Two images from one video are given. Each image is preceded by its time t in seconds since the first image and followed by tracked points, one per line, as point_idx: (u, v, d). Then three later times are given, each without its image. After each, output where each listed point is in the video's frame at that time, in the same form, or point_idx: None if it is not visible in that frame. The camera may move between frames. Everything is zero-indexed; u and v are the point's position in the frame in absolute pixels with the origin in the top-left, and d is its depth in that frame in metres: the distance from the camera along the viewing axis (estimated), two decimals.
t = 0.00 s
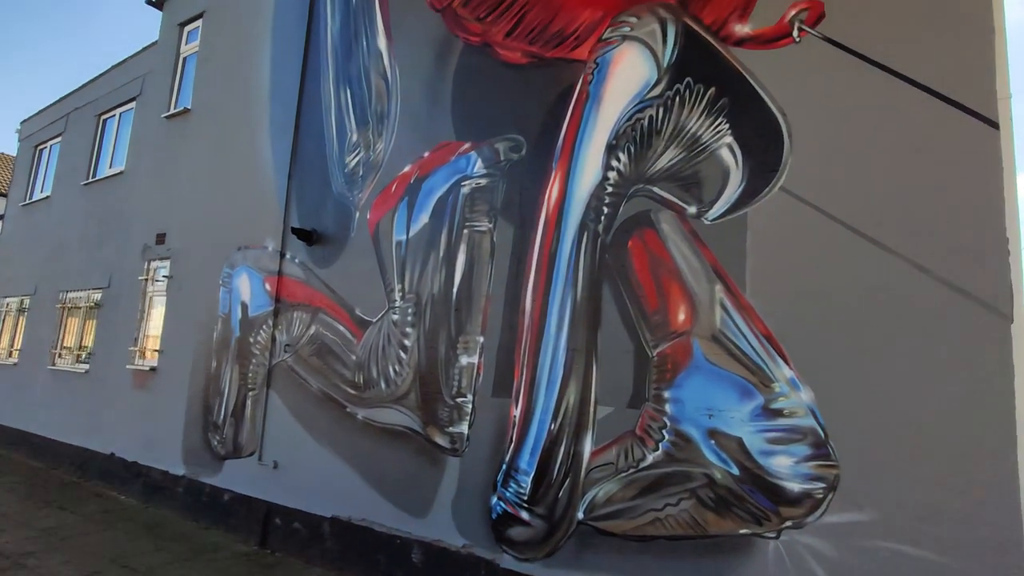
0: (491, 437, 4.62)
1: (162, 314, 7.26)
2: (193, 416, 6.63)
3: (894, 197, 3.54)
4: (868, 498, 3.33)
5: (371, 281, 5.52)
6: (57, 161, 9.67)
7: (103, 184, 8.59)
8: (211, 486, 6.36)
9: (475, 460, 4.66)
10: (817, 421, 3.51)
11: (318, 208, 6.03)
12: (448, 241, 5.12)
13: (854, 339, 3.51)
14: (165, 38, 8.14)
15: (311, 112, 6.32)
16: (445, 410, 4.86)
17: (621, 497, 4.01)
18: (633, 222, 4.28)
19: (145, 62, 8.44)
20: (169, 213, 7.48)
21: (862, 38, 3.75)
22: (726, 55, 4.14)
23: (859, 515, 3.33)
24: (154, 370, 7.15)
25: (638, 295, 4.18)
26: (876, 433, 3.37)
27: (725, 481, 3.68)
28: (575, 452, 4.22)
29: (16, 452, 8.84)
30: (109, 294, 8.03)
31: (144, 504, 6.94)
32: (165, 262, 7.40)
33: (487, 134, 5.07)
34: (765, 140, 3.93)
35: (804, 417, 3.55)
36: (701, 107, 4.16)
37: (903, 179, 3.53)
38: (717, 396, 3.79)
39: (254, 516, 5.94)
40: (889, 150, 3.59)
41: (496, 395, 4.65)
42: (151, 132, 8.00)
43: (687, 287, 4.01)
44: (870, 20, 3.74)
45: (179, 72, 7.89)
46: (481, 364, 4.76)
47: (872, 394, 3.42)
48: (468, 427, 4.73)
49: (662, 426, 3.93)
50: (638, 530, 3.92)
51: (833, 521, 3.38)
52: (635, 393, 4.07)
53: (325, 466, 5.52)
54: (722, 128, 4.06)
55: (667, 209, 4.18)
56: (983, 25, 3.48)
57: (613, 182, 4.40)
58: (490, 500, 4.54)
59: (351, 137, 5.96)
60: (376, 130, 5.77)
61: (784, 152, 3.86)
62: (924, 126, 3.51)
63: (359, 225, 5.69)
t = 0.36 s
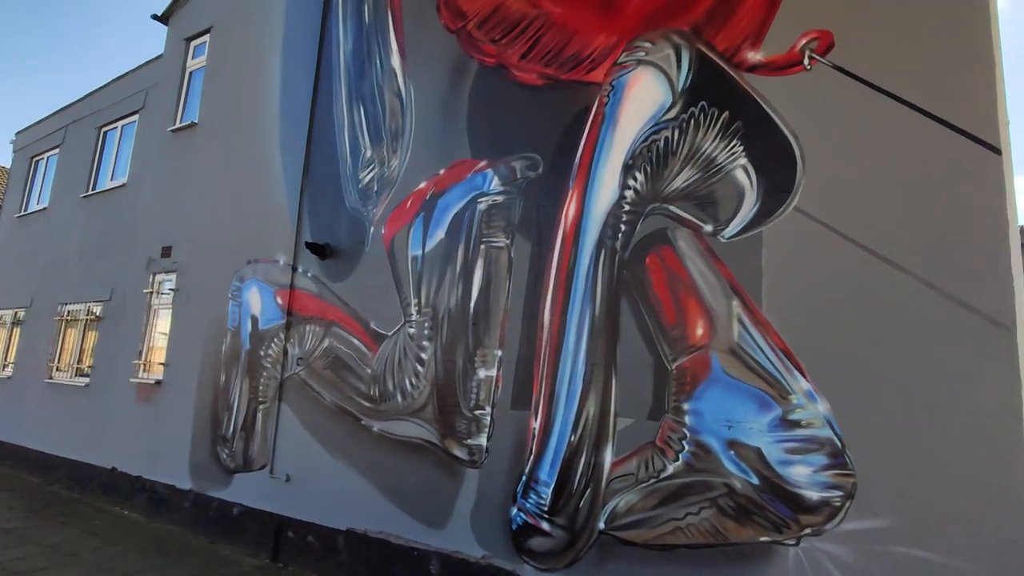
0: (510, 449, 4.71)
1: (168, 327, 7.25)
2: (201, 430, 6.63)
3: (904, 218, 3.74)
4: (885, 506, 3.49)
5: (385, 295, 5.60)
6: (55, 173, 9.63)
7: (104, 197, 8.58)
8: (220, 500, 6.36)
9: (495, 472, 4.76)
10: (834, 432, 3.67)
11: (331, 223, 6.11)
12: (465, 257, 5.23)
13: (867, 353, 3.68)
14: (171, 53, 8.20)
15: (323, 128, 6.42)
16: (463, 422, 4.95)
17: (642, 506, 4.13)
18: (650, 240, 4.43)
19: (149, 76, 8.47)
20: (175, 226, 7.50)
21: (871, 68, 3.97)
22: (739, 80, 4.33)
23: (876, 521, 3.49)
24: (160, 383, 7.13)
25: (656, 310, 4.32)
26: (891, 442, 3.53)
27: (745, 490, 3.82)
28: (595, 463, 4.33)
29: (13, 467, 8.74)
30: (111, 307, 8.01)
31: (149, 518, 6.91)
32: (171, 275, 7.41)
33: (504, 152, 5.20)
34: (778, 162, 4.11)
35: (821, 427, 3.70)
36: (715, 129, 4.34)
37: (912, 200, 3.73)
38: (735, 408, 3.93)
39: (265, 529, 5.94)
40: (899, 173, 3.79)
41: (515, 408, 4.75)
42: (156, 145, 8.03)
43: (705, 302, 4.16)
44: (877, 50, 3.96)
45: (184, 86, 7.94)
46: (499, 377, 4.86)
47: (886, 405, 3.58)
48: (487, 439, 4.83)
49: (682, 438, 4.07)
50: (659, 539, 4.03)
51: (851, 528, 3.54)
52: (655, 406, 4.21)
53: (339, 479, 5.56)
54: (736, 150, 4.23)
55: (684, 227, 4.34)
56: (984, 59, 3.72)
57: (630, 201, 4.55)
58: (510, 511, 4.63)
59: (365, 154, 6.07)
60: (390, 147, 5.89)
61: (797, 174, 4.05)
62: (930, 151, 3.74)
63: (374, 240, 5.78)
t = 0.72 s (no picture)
0: (522, 470, 4.68)
1: (159, 348, 7.09)
2: (194, 454, 6.46)
3: (913, 242, 3.92)
4: (903, 522, 3.60)
5: (391, 315, 5.56)
6: (37, 190, 9.41)
7: (91, 215, 8.40)
8: (213, 526, 6.17)
9: (506, 493, 4.72)
10: (851, 450, 3.76)
11: (334, 242, 6.06)
12: (473, 276, 5.23)
13: (882, 370, 3.82)
14: (164, 71, 8.13)
15: (326, 148, 6.41)
16: (472, 443, 4.90)
17: (659, 527, 4.13)
18: (662, 260, 4.48)
19: (140, 93, 8.38)
20: (167, 245, 7.37)
21: (877, 99, 4.17)
22: (747, 106, 4.45)
23: (895, 538, 3.60)
24: (149, 406, 6.94)
25: (669, 330, 4.37)
26: (908, 459, 3.66)
27: (764, 509, 3.86)
28: (610, 484, 4.33)
29: None
30: (97, 328, 7.81)
31: (136, 546, 6.67)
32: (162, 295, 7.26)
33: (512, 173, 5.24)
34: (788, 185, 4.23)
35: (838, 446, 3.79)
36: (725, 153, 4.44)
37: (920, 225, 3.92)
38: (752, 427, 3.97)
39: (263, 556, 5.78)
40: (906, 198, 3.97)
41: (527, 428, 4.73)
42: (148, 163, 7.92)
43: (719, 322, 4.23)
44: (883, 83, 4.18)
45: (179, 104, 7.87)
46: (510, 398, 4.83)
47: (902, 420, 3.72)
48: (497, 460, 4.79)
49: (698, 457, 4.09)
50: (678, 559, 4.04)
51: (870, 545, 3.63)
52: (670, 425, 4.24)
53: (341, 503, 5.45)
54: (746, 173, 4.33)
55: (696, 248, 4.41)
56: (982, 95, 3.98)
57: (641, 222, 4.60)
58: (523, 534, 4.58)
59: (369, 173, 6.06)
60: (396, 167, 5.89)
61: (807, 198, 4.18)
62: (936, 179, 3.95)
63: (378, 260, 5.75)
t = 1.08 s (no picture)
0: (525, 498, 4.63)
1: (140, 375, 6.88)
2: (178, 485, 6.25)
3: (909, 270, 4.07)
4: (910, 545, 3.69)
5: (387, 341, 5.50)
6: (13, 211, 9.16)
7: (69, 238, 8.19)
8: (197, 561, 5.94)
9: (508, 522, 4.64)
10: (857, 473, 3.84)
11: (329, 267, 6.01)
12: (473, 302, 5.22)
13: (884, 394, 3.92)
14: (152, 94, 8.05)
15: (320, 172, 6.38)
16: (473, 471, 4.84)
17: (666, 554, 4.12)
18: (664, 286, 4.54)
19: (125, 115, 8.27)
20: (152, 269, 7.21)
21: (870, 133, 4.36)
22: (746, 137, 4.60)
23: (902, 561, 3.68)
24: (129, 435, 6.71)
25: (673, 355, 4.41)
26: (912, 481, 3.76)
27: (772, 534, 3.88)
28: (615, 511, 4.30)
29: None
30: (74, 354, 7.56)
31: None
32: (145, 320, 7.08)
33: (512, 199, 5.27)
34: (787, 215, 4.36)
35: (843, 469, 3.87)
36: (725, 182, 4.55)
37: (915, 254, 4.08)
38: (758, 452, 4.01)
39: None
40: (902, 227, 4.14)
41: (530, 455, 4.68)
42: (132, 186, 7.78)
43: (723, 348, 4.29)
44: (875, 118, 4.37)
45: (166, 127, 7.78)
46: (512, 424, 4.79)
47: (905, 443, 3.82)
48: (498, 488, 4.73)
49: (705, 482, 4.10)
50: None
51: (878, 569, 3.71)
52: (675, 451, 4.24)
53: (334, 535, 5.30)
54: (746, 202, 4.46)
55: (698, 274, 4.48)
56: (969, 130, 4.19)
57: (643, 249, 4.65)
58: (526, 563, 4.51)
59: (365, 199, 6.06)
60: (393, 192, 5.89)
61: (807, 227, 4.32)
62: (929, 209, 4.13)
63: (374, 285, 5.71)
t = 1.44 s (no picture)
0: (520, 516, 4.67)
1: (123, 396, 6.77)
2: (162, 508, 6.13)
3: (887, 290, 4.28)
4: (895, 554, 3.83)
5: (380, 359, 5.53)
6: None
7: (50, 256, 8.07)
8: None
9: (503, 540, 4.68)
10: (843, 485, 4.00)
11: (321, 286, 6.05)
12: (467, 321, 5.30)
13: (867, 409, 4.09)
14: (139, 113, 8.05)
15: (313, 193, 6.45)
16: (467, 489, 4.88)
17: (660, 567, 4.20)
18: (656, 306, 4.70)
19: (111, 134, 8.24)
20: (136, 288, 7.14)
21: (848, 160, 4.61)
22: (731, 163, 4.81)
23: (888, 570, 3.82)
24: (110, 458, 6.57)
25: (665, 372, 4.54)
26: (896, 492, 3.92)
27: (763, 546, 3.99)
28: (610, 526, 4.37)
29: None
30: (53, 376, 7.41)
31: None
32: (128, 340, 6.98)
33: (505, 221, 5.40)
34: (772, 237, 4.57)
35: (830, 481, 4.03)
36: (712, 206, 4.75)
37: (893, 275, 4.30)
38: (749, 466, 4.14)
39: None
40: (880, 250, 4.37)
41: (524, 472, 4.74)
42: (118, 204, 7.73)
43: (712, 365, 4.44)
44: (852, 147, 4.63)
45: (154, 146, 7.78)
46: (506, 442, 4.86)
47: (888, 456, 3.99)
48: (493, 506, 4.77)
49: (697, 496, 4.21)
50: None
51: None
52: (668, 466, 4.35)
53: (324, 556, 5.25)
54: (732, 225, 4.66)
55: (688, 294, 4.64)
56: (940, 158, 4.46)
57: (634, 269, 4.81)
58: None
59: (358, 219, 6.13)
60: (386, 212, 5.97)
61: (790, 249, 4.53)
62: (904, 233, 4.37)
63: (367, 304, 5.75)
